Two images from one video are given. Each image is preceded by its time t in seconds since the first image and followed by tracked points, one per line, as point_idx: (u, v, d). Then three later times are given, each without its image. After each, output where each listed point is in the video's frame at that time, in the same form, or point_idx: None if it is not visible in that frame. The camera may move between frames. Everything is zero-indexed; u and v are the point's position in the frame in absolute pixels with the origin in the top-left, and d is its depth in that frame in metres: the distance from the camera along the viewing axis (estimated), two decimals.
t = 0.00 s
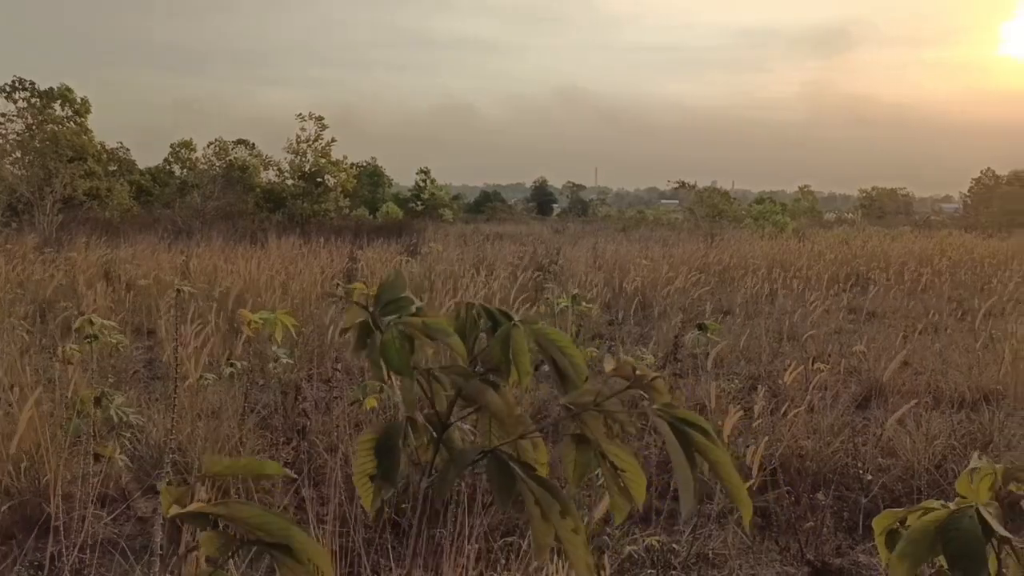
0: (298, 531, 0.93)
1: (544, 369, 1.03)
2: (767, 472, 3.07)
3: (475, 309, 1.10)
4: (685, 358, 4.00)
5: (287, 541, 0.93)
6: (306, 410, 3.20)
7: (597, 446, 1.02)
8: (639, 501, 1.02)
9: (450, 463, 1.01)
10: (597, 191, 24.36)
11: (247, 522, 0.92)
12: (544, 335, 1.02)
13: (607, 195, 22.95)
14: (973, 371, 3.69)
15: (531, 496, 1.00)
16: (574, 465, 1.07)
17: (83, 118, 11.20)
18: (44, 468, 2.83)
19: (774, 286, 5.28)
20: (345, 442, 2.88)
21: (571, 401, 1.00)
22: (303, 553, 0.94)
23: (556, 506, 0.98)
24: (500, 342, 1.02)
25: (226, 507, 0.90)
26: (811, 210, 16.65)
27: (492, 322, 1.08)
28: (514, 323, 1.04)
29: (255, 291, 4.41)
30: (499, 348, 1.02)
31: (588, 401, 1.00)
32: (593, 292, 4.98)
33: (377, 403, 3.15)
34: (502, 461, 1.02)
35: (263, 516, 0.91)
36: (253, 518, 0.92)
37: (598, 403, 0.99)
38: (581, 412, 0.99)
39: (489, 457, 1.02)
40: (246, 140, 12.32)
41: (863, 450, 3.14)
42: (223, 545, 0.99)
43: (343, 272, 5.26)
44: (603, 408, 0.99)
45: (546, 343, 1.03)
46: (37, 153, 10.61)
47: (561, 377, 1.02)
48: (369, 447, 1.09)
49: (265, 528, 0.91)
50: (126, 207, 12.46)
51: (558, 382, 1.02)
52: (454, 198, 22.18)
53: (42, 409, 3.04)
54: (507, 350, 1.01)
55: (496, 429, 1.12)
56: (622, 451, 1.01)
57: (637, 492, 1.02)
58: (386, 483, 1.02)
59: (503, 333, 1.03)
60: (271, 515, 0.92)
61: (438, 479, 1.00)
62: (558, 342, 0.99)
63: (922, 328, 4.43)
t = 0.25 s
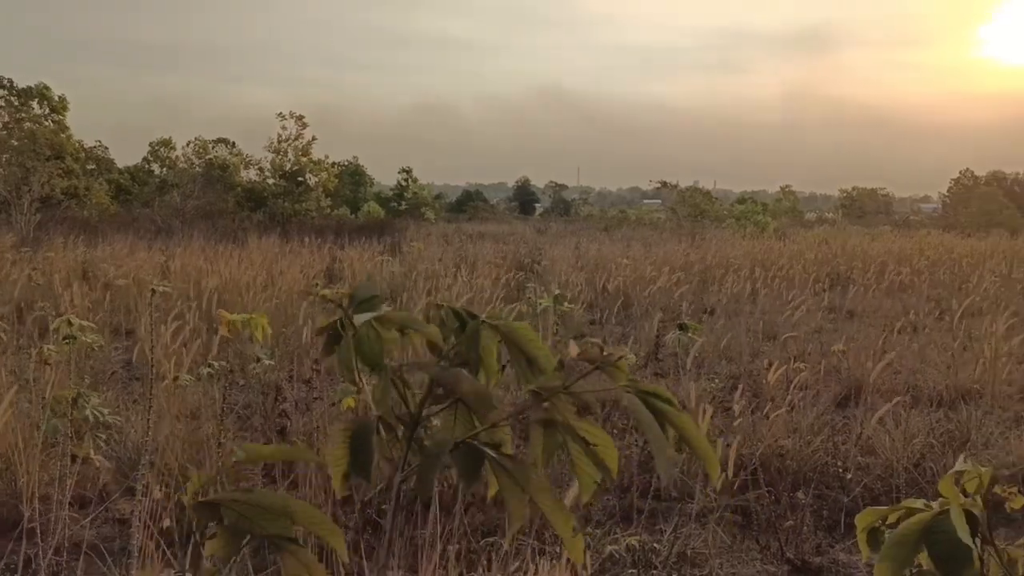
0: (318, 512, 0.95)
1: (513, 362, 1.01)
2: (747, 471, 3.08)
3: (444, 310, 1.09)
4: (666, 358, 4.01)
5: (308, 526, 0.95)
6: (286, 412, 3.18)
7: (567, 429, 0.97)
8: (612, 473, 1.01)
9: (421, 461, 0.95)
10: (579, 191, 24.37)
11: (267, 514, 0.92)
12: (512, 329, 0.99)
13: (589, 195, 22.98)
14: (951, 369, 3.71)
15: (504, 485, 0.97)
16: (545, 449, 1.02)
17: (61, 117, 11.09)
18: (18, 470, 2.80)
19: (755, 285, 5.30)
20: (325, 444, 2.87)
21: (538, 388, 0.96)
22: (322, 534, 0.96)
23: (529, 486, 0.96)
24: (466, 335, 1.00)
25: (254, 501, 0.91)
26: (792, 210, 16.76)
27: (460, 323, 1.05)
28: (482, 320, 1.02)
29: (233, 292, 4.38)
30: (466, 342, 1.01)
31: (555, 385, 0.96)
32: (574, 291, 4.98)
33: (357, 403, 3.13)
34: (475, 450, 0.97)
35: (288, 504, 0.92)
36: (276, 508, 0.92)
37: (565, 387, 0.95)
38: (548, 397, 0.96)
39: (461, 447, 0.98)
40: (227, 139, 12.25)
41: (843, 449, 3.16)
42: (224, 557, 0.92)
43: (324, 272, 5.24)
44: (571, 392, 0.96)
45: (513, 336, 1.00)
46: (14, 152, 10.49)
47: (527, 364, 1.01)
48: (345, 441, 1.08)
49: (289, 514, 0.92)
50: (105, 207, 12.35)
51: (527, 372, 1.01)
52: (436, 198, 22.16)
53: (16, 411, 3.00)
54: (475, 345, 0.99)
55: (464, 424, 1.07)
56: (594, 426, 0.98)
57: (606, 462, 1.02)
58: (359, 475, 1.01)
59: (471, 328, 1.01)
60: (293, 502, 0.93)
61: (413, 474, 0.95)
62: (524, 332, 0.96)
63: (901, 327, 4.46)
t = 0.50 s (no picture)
0: (342, 504, 0.88)
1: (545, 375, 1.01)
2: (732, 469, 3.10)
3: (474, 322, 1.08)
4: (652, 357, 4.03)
5: (330, 520, 0.89)
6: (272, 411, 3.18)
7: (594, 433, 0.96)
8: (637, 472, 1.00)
9: (450, 461, 0.88)
10: (566, 190, 24.40)
11: (288, 503, 0.87)
12: (550, 342, 0.99)
13: (575, 194, 23.02)
14: (934, 369, 3.74)
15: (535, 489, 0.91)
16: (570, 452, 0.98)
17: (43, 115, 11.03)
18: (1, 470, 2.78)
19: (740, 285, 5.33)
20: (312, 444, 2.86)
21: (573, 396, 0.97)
22: (344, 527, 0.90)
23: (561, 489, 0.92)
24: (506, 347, 0.99)
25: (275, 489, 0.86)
26: (776, 210, 16.85)
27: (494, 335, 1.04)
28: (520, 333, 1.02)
29: (219, 291, 4.37)
30: (506, 353, 1.00)
31: (590, 391, 0.97)
32: (560, 291, 5.00)
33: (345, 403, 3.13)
34: (504, 453, 0.91)
35: (309, 493, 0.87)
36: (295, 498, 0.87)
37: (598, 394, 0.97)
38: (583, 402, 0.96)
39: (491, 449, 0.91)
40: (211, 138, 12.21)
41: (827, 447, 3.18)
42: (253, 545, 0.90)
43: (310, 272, 5.23)
44: (604, 397, 0.96)
45: (549, 349, 1.00)
46: None
47: (560, 375, 1.01)
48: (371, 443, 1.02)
49: (309, 503, 0.87)
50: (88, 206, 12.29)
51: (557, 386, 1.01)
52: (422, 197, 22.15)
53: None
54: (514, 356, 0.99)
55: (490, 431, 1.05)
56: (621, 428, 0.99)
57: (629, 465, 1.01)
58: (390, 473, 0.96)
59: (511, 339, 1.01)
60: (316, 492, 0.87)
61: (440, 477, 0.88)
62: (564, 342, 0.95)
63: (884, 326, 4.49)
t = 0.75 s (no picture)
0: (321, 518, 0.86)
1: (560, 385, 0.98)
2: (718, 468, 3.11)
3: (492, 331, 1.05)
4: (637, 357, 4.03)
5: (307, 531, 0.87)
6: (258, 412, 3.16)
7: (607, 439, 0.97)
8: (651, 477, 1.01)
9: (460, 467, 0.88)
10: (553, 190, 24.41)
11: (262, 510, 0.85)
12: (565, 353, 0.96)
13: (562, 195, 23.04)
14: (917, 368, 3.76)
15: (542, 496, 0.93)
16: (580, 458, 0.98)
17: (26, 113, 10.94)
18: None
19: (725, 285, 5.34)
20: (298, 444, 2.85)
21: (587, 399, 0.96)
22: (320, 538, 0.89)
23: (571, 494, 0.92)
24: (519, 356, 0.97)
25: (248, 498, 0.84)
26: (761, 210, 16.91)
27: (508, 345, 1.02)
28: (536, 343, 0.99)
29: (204, 291, 4.34)
30: (519, 363, 0.97)
31: (605, 398, 0.96)
32: (546, 291, 5.00)
33: (331, 404, 3.12)
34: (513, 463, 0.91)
35: (285, 502, 0.85)
36: (270, 505, 0.85)
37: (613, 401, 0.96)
38: (596, 410, 0.96)
39: (502, 455, 0.92)
40: (196, 137, 12.15)
41: (812, 447, 3.19)
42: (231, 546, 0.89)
43: (295, 271, 5.21)
44: (618, 403, 0.96)
45: (564, 360, 0.97)
46: None
47: (573, 386, 0.98)
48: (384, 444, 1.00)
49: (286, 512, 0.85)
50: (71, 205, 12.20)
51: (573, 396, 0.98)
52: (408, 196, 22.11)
53: None
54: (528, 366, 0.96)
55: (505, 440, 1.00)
56: (633, 434, 1.00)
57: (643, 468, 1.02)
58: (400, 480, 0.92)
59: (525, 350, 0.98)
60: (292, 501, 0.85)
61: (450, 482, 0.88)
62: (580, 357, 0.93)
63: (868, 326, 4.51)
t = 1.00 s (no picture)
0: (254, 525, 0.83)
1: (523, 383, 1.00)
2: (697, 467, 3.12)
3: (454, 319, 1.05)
4: (618, 357, 4.04)
5: (238, 539, 0.84)
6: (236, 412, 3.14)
7: (569, 453, 0.96)
8: (616, 495, 0.98)
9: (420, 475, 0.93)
10: (537, 190, 24.41)
11: (192, 517, 0.81)
12: (527, 351, 0.98)
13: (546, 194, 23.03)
14: (896, 367, 3.79)
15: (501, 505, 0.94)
16: (544, 472, 1.00)
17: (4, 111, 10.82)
18: None
19: (707, 285, 5.36)
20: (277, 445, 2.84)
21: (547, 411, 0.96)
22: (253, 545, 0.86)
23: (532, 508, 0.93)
24: (480, 354, 0.98)
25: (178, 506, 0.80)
26: (744, 210, 16.97)
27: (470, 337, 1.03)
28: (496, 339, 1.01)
29: (183, 291, 4.31)
30: (479, 360, 0.98)
31: (564, 410, 0.95)
32: (527, 291, 5.00)
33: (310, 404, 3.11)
34: (474, 468, 0.94)
35: (218, 511, 0.81)
36: (204, 513, 0.81)
37: (570, 413, 0.95)
38: (554, 423, 0.95)
39: (460, 463, 0.95)
40: (177, 135, 12.07)
41: (792, 446, 3.20)
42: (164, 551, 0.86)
43: (276, 271, 5.19)
44: (576, 417, 0.95)
45: (526, 357, 0.98)
46: None
47: (539, 385, 0.99)
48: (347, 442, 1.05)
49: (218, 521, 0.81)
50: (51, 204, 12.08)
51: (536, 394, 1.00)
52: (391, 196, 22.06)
53: None
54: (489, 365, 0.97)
55: (465, 437, 1.04)
56: (598, 452, 0.99)
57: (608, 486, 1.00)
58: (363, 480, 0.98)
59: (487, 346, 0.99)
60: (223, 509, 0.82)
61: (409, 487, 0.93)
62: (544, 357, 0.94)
63: (848, 325, 4.54)
